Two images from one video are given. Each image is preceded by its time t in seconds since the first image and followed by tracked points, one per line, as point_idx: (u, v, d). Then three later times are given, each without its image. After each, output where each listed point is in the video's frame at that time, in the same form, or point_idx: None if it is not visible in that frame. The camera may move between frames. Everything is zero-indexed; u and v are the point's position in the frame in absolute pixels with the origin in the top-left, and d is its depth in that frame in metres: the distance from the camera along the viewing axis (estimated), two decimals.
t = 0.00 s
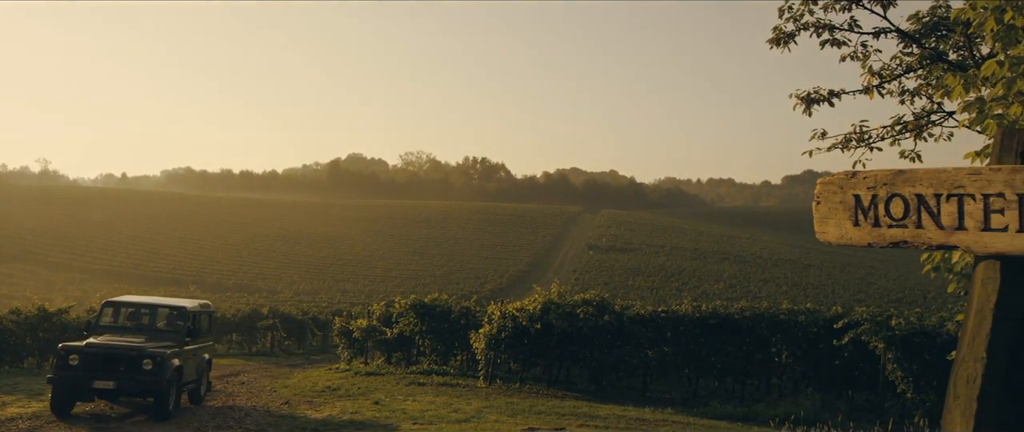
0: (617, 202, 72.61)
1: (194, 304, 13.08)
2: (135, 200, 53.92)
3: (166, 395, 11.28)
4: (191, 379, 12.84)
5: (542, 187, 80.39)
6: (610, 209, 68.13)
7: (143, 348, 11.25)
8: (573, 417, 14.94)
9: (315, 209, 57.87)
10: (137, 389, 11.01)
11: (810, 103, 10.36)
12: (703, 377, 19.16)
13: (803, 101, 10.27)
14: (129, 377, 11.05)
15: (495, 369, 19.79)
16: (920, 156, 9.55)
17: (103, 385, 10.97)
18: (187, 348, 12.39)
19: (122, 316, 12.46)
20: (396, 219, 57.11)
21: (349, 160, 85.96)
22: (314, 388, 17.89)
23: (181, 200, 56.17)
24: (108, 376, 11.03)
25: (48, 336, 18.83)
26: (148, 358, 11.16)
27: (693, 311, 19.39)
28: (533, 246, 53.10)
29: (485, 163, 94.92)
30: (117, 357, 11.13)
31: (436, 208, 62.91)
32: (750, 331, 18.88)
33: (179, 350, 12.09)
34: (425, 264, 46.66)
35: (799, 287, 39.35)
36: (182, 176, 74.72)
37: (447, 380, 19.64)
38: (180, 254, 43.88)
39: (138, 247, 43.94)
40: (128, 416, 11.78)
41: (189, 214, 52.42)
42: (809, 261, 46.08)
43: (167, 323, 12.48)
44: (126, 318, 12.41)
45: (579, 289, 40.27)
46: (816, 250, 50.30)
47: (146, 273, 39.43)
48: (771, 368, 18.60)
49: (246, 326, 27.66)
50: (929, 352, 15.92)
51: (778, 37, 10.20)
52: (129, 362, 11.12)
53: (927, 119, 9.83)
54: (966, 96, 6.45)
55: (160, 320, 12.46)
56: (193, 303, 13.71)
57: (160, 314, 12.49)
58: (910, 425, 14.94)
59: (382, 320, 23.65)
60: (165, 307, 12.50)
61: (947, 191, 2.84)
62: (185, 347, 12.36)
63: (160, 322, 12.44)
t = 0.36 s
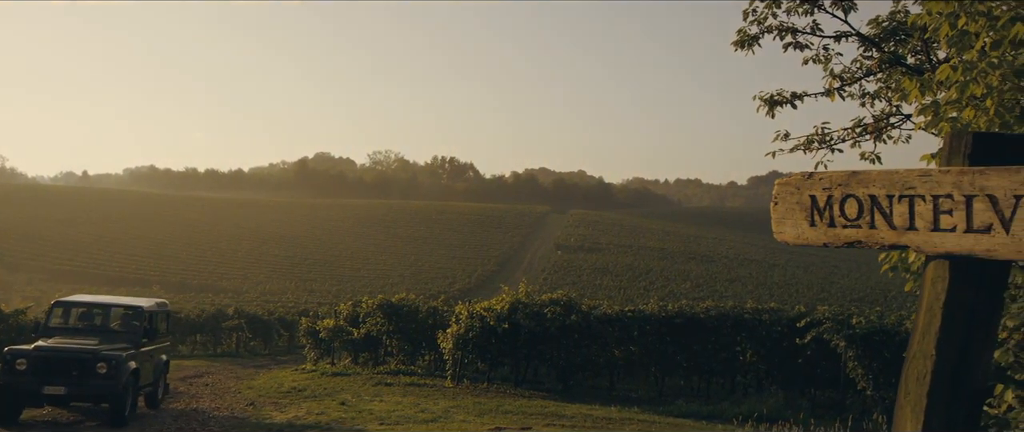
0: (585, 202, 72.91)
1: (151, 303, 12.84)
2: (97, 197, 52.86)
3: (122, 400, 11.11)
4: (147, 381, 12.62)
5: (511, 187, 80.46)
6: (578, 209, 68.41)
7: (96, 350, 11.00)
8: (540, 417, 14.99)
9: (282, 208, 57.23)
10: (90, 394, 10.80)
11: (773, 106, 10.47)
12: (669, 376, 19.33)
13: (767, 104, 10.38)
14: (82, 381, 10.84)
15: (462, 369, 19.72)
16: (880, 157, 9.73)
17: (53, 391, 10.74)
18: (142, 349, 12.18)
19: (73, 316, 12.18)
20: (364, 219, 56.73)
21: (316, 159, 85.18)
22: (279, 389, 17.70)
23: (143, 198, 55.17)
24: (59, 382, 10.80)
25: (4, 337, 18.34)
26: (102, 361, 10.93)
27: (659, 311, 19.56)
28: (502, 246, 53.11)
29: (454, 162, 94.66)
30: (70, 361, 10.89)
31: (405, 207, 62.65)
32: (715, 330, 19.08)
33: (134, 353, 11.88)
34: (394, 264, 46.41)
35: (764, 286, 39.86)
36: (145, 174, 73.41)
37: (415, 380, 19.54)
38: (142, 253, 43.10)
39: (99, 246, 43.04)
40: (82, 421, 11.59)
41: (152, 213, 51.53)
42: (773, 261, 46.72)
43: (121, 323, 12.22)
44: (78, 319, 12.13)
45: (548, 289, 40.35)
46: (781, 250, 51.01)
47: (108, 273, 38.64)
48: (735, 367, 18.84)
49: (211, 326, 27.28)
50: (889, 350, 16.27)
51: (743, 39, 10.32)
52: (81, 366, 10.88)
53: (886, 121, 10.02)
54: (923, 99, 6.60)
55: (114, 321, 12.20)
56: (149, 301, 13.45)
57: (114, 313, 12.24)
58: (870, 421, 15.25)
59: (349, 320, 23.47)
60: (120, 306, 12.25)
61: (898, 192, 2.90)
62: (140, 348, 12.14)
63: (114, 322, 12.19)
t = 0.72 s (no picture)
0: (555, 202, 73.13)
1: (107, 304, 12.61)
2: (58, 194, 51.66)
3: (77, 406, 10.91)
4: (104, 385, 12.39)
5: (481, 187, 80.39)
6: (548, 209, 68.62)
7: (50, 354, 10.77)
8: (509, 416, 15.02)
9: (249, 207, 56.50)
10: (43, 401, 10.57)
11: (739, 107, 10.63)
12: (637, 375, 19.49)
13: (733, 106, 10.53)
14: (35, 386, 10.61)
15: (431, 369, 19.59)
16: (842, 159, 9.90)
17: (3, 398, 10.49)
18: (99, 352, 11.95)
19: (26, 317, 11.93)
20: (332, 219, 56.26)
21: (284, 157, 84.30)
22: (245, 391, 17.47)
23: (106, 195, 54.06)
24: (11, 387, 10.56)
25: None
26: (55, 365, 10.70)
27: (627, 310, 19.71)
28: (472, 246, 53.03)
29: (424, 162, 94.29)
30: (22, 366, 10.65)
31: (374, 207, 62.29)
32: (683, 329, 19.26)
33: (91, 356, 11.66)
34: (363, 263, 46.08)
35: (731, 285, 40.32)
36: (108, 172, 71.96)
37: (383, 380, 19.43)
38: (105, 252, 42.21)
39: (60, 244, 42.07)
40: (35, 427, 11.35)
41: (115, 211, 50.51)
42: (741, 261, 47.26)
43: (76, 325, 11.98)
44: (31, 321, 11.87)
45: (517, 288, 40.38)
46: (748, 250, 51.67)
47: (69, 273, 37.80)
48: (702, 365, 19.05)
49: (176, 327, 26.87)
50: (851, 348, 16.58)
51: (709, 41, 10.47)
52: (34, 371, 10.65)
53: (848, 123, 10.20)
54: (882, 102, 6.74)
55: (69, 322, 11.95)
56: (106, 300, 13.18)
57: (69, 314, 12.01)
58: (833, 418, 15.51)
59: (317, 320, 23.23)
60: (75, 306, 12.02)
61: (854, 194, 2.95)
62: (97, 351, 11.91)
63: (69, 323, 11.95)
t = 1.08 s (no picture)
0: (525, 202, 73.21)
1: (64, 304, 12.34)
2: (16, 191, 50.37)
3: (31, 411, 10.69)
4: (59, 390, 12.14)
5: (451, 187, 80.23)
6: (518, 209, 68.65)
7: (4, 358, 10.53)
8: (477, 416, 15.02)
9: (215, 205, 55.67)
10: None
11: (706, 107, 10.76)
12: (606, 374, 19.62)
13: (700, 107, 10.65)
14: None
15: (399, 369, 19.45)
16: (807, 160, 10.05)
17: None
18: (54, 355, 11.70)
19: None
20: (300, 217, 55.71)
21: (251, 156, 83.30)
22: (209, 392, 17.22)
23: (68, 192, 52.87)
24: None
25: None
26: (9, 370, 10.46)
27: (596, 309, 19.83)
28: (442, 246, 52.87)
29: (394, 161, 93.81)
30: None
31: (343, 206, 61.75)
32: (651, 328, 19.44)
33: (46, 359, 11.42)
34: (332, 263, 45.67)
35: (699, 285, 40.71)
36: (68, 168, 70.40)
37: (351, 380, 19.28)
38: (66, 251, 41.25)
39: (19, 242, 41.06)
40: None
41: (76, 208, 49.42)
42: (708, 260, 47.73)
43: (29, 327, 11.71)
44: None
45: (487, 288, 40.35)
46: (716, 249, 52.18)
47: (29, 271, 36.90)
48: (670, 364, 19.22)
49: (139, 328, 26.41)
50: (815, 347, 16.83)
51: (676, 42, 10.59)
52: None
53: (812, 125, 10.34)
54: (843, 104, 6.84)
55: (22, 324, 11.68)
56: (64, 301, 12.92)
57: (23, 315, 11.74)
58: (797, 416, 15.74)
59: (284, 320, 22.98)
60: (29, 307, 11.74)
61: (812, 195, 2.99)
62: (53, 354, 11.65)
63: (23, 324, 11.67)
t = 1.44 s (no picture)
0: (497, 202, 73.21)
1: (22, 305, 12.07)
2: None
3: None
4: (17, 392, 11.92)
5: (424, 187, 80.00)
6: (490, 209, 68.63)
7: None
8: (449, 415, 14.99)
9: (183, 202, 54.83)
10: None
11: (676, 109, 10.84)
12: (576, 373, 19.77)
13: (669, 108, 10.73)
14: None
15: (369, 368, 19.30)
16: (775, 161, 10.18)
17: None
18: (11, 358, 11.44)
19: None
20: (270, 216, 55.13)
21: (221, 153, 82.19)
22: (176, 393, 16.98)
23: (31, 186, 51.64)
24: None
25: None
26: None
27: (567, 308, 19.89)
28: (414, 245, 52.69)
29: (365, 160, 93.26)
30: None
31: (313, 206, 61.18)
32: (621, 327, 19.58)
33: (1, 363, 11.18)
34: (302, 263, 45.24)
35: (670, 284, 41.00)
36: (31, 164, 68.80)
37: (321, 380, 19.13)
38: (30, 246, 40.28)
39: None
40: None
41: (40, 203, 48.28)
42: (679, 259, 48.11)
43: None
44: None
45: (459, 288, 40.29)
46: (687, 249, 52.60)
47: None
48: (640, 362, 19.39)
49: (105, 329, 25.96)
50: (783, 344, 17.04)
51: (647, 44, 10.65)
52: None
53: (780, 125, 10.48)
54: (808, 106, 6.93)
55: None
56: (22, 301, 12.65)
57: None
58: (764, 414, 15.94)
59: (253, 319, 22.71)
60: None
61: (774, 194, 3.03)
62: (9, 357, 11.41)
63: None
